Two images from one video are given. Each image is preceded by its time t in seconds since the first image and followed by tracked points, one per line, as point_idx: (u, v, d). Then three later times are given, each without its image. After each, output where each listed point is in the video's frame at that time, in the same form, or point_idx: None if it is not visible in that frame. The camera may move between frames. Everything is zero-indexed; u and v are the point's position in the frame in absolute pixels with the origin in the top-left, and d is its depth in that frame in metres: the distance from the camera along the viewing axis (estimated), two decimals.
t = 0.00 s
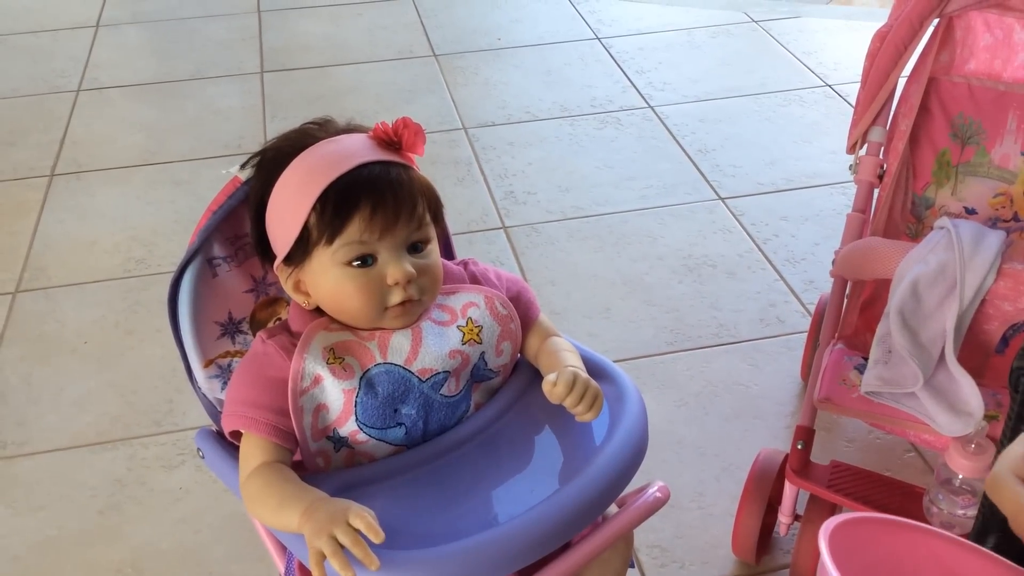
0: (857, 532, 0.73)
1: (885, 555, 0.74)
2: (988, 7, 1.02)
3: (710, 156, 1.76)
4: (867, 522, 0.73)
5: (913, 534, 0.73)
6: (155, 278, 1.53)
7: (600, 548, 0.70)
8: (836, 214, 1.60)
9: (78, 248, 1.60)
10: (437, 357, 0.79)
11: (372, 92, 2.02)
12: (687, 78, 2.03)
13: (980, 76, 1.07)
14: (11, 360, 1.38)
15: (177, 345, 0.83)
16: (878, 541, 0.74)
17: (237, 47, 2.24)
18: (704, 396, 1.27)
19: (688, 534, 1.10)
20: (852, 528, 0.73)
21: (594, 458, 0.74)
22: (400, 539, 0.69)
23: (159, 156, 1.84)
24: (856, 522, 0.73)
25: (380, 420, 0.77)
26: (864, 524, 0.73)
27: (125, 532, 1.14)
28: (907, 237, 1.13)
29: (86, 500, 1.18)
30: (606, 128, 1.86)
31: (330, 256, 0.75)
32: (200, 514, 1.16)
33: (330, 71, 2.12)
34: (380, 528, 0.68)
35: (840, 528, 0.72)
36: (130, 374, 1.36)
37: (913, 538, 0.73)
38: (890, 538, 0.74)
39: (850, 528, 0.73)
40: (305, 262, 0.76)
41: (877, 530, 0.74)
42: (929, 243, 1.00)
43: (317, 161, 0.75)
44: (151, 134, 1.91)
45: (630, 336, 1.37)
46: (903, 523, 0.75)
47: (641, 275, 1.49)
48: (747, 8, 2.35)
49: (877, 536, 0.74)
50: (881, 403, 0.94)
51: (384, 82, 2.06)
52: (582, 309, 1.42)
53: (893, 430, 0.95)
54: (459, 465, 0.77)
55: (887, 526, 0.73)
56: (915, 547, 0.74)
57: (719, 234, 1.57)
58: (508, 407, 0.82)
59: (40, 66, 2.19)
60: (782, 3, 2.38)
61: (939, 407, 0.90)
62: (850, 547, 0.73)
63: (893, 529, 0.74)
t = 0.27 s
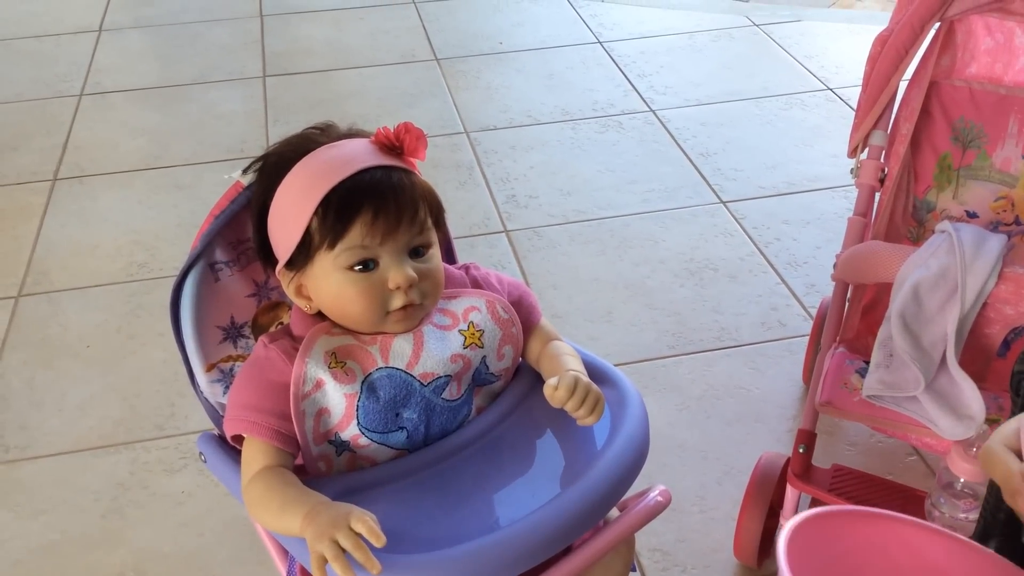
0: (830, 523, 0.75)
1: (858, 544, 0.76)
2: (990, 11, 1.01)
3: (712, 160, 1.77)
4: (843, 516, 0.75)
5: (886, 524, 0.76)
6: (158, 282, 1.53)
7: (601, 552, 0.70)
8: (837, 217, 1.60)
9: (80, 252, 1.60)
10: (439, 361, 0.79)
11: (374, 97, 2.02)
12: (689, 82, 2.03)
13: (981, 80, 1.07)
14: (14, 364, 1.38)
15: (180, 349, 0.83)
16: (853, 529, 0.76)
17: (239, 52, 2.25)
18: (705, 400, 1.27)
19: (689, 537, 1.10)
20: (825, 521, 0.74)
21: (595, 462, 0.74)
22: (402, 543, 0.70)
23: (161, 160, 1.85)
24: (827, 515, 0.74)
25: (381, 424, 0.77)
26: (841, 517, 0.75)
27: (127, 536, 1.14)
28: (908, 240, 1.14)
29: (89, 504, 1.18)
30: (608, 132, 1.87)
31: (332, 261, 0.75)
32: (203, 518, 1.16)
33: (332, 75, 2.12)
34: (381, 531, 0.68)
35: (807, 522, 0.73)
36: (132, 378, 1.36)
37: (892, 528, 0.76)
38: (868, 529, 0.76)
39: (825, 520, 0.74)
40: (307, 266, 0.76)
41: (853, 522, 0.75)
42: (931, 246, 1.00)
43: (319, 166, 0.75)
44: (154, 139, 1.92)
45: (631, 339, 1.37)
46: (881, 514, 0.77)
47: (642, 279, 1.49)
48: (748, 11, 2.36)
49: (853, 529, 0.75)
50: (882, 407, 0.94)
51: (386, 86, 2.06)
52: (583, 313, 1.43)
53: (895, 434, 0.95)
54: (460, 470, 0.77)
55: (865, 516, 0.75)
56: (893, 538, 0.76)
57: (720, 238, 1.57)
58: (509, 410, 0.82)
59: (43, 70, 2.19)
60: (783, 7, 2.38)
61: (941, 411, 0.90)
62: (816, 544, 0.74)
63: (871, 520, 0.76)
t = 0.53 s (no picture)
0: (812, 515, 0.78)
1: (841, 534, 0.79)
2: (990, 14, 1.01)
3: (713, 163, 1.77)
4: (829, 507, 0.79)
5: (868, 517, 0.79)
6: (159, 286, 1.53)
7: (603, 556, 0.70)
8: (838, 220, 1.60)
9: (82, 255, 1.61)
10: (441, 364, 0.79)
11: (375, 100, 2.02)
12: (690, 85, 2.03)
13: (982, 83, 1.08)
14: (16, 368, 1.38)
15: (183, 353, 0.84)
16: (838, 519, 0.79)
17: (241, 55, 2.25)
18: (707, 403, 1.28)
19: (691, 540, 1.10)
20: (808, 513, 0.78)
21: (597, 465, 0.74)
22: (404, 547, 0.70)
23: (163, 163, 1.85)
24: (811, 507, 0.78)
25: (384, 427, 0.77)
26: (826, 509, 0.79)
27: (129, 539, 1.14)
28: (910, 244, 1.13)
29: (91, 507, 1.18)
30: (609, 135, 1.87)
31: (334, 265, 0.75)
32: (204, 521, 1.16)
33: (334, 79, 2.12)
34: (383, 535, 0.68)
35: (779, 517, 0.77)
36: (135, 382, 1.36)
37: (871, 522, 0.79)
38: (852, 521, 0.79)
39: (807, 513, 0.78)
40: (310, 271, 0.76)
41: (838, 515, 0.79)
42: (932, 249, 1.00)
43: (322, 170, 0.76)
44: (156, 142, 1.92)
45: (633, 342, 1.37)
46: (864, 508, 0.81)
47: (644, 282, 1.49)
48: (749, 14, 2.36)
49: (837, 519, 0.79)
50: (884, 410, 0.95)
51: (387, 89, 2.07)
52: (584, 315, 1.43)
53: (897, 437, 0.95)
54: (463, 473, 0.77)
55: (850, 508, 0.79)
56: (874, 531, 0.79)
57: (722, 240, 1.57)
58: (511, 414, 0.82)
59: (45, 74, 2.20)
60: (784, 10, 2.38)
61: (943, 414, 0.90)
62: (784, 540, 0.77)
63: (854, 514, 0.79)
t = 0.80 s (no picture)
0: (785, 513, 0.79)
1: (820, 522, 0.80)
2: (991, 16, 1.03)
3: (714, 166, 1.77)
4: (803, 500, 0.79)
5: (849, 508, 0.80)
6: (161, 289, 1.54)
7: (605, 559, 0.70)
8: (839, 223, 1.61)
9: (84, 259, 1.61)
10: (443, 368, 0.79)
11: (377, 103, 2.03)
12: (691, 87, 2.03)
13: (983, 85, 1.07)
14: (18, 371, 1.38)
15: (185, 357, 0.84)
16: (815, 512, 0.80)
17: (242, 58, 2.25)
18: (708, 406, 1.27)
19: (692, 543, 1.10)
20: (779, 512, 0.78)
21: (598, 469, 0.74)
22: (406, 551, 0.70)
23: (165, 166, 1.85)
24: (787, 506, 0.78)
25: (385, 431, 0.77)
26: (799, 503, 0.79)
27: (131, 543, 1.14)
28: (911, 247, 1.14)
29: (93, 511, 1.18)
30: (611, 138, 1.87)
31: (335, 268, 0.75)
32: (206, 525, 1.16)
33: (336, 82, 2.13)
34: (385, 539, 0.68)
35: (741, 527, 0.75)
36: (136, 385, 1.36)
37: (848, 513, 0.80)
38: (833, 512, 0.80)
39: (783, 511, 0.78)
40: (311, 274, 0.77)
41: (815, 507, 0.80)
42: (933, 252, 1.00)
43: (323, 174, 0.76)
44: (157, 145, 1.92)
45: (634, 345, 1.37)
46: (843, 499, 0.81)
47: (645, 284, 1.49)
48: (750, 17, 2.36)
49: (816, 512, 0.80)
50: (886, 413, 0.94)
51: (388, 92, 2.07)
52: (586, 318, 1.43)
53: (897, 439, 0.94)
54: (464, 477, 0.77)
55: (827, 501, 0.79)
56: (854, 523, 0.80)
57: (723, 243, 1.57)
58: (512, 418, 0.82)
59: (47, 78, 2.20)
60: (784, 12, 2.38)
61: (944, 416, 0.90)
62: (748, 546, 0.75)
63: (835, 505, 0.80)
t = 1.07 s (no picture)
0: (752, 488, 0.78)
1: (787, 496, 0.80)
2: (993, 16, 0.99)
3: (715, 166, 1.77)
4: (762, 478, 0.79)
5: (818, 481, 0.79)
6: (163, 290, 1.54)
7: (608, 560, 0.70)
8: (841, 223, 1.60)
9: (86, 260, 1.61)
10: (445, 369, 0.79)
11: (378, 103, 2.03)
12: (692, 87, 2.03)
13: (985, 85, 1.07)
14: (20, 372, 1.38)
15: (187, 359, 0.84)
16: (781, 486, 0.80)
17: (243, 60, 2.25)
18: (710, 406, 1.27)
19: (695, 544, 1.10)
20: (745, 489, 0.78)
21: (601, 470, 0.74)
22: (408, 552, 0.70)
23: (167, 168, 1.86)
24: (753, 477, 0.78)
25: (387, 432, 0.77)
26: (759, 481, 0.79)
27: (133, 544, 1.14)
28: (913, 247, 1.14)
29: (95, 512, 1.18)
30: (612, 138, 1.87)
31: (337, 269, 0.75)
32: (208, 526, 1.16)
33: (336, 82, 2.13)
34: (388, 540, 0.68)
35: (711, 503, 0.76)
36: (138, 386, 1.36)
37: (813, 485, 0.80)
38: (798, 484, 0.80)
39: (743, 489, 0.78)
40: (314, 275, 0.76)
41: (774, 482, 0.79)
42: (935, 252, 1.00)
43: (325, 175, 0.76)
44: (158, 146, 1.93)
45: (636, 345, 1.37)
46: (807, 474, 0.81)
47: (647, 285, 1.49)
48: (751, 17, 2.36)
49: (781, 484, 0.80)
50: (888, 413, 0.95)
51: (389, 93, 2.07)
52: (588, 318, 1.43)
53: (900, 440, 0.95)
54: (466, 478, 0.77)
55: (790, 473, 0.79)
56: (821, 497, 0.80)
57: (724, 243, 1.57)
58: (514, 419, 0.82)
59: (48, 79, 2.20)
60: (786, 12, 2.38)
61: (946, 416, 0.90)
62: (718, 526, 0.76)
63: (801, 479, 0.80)
